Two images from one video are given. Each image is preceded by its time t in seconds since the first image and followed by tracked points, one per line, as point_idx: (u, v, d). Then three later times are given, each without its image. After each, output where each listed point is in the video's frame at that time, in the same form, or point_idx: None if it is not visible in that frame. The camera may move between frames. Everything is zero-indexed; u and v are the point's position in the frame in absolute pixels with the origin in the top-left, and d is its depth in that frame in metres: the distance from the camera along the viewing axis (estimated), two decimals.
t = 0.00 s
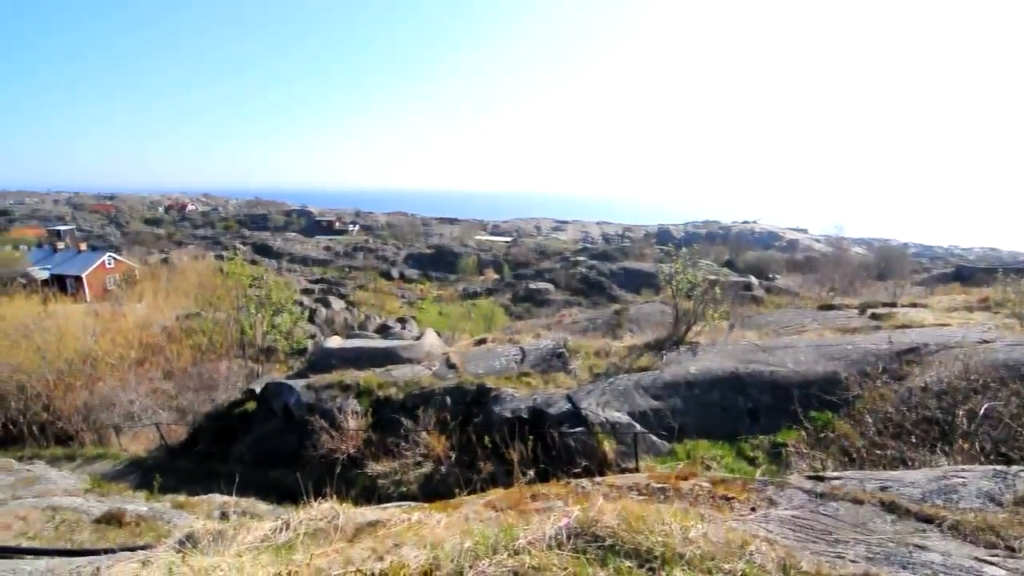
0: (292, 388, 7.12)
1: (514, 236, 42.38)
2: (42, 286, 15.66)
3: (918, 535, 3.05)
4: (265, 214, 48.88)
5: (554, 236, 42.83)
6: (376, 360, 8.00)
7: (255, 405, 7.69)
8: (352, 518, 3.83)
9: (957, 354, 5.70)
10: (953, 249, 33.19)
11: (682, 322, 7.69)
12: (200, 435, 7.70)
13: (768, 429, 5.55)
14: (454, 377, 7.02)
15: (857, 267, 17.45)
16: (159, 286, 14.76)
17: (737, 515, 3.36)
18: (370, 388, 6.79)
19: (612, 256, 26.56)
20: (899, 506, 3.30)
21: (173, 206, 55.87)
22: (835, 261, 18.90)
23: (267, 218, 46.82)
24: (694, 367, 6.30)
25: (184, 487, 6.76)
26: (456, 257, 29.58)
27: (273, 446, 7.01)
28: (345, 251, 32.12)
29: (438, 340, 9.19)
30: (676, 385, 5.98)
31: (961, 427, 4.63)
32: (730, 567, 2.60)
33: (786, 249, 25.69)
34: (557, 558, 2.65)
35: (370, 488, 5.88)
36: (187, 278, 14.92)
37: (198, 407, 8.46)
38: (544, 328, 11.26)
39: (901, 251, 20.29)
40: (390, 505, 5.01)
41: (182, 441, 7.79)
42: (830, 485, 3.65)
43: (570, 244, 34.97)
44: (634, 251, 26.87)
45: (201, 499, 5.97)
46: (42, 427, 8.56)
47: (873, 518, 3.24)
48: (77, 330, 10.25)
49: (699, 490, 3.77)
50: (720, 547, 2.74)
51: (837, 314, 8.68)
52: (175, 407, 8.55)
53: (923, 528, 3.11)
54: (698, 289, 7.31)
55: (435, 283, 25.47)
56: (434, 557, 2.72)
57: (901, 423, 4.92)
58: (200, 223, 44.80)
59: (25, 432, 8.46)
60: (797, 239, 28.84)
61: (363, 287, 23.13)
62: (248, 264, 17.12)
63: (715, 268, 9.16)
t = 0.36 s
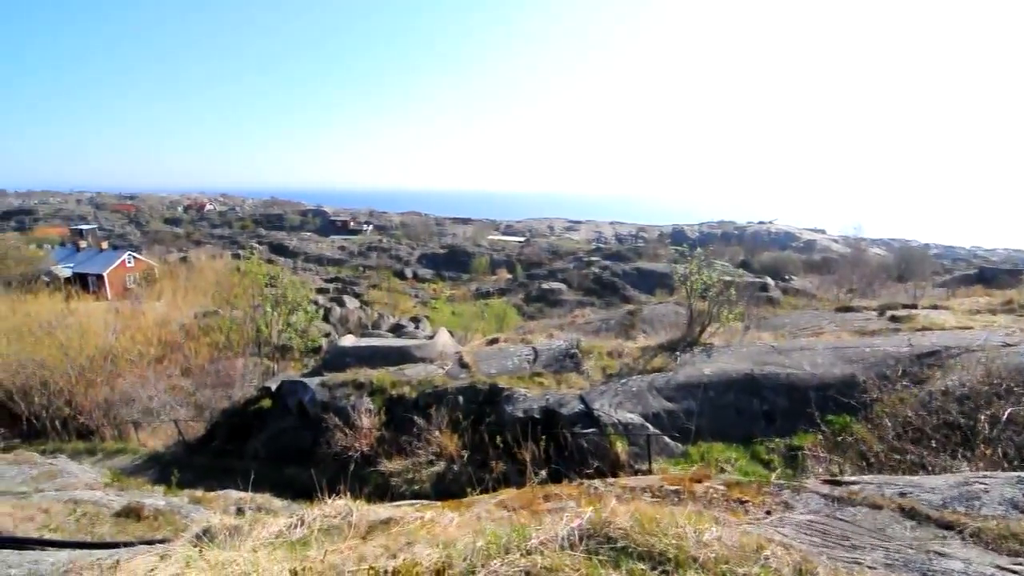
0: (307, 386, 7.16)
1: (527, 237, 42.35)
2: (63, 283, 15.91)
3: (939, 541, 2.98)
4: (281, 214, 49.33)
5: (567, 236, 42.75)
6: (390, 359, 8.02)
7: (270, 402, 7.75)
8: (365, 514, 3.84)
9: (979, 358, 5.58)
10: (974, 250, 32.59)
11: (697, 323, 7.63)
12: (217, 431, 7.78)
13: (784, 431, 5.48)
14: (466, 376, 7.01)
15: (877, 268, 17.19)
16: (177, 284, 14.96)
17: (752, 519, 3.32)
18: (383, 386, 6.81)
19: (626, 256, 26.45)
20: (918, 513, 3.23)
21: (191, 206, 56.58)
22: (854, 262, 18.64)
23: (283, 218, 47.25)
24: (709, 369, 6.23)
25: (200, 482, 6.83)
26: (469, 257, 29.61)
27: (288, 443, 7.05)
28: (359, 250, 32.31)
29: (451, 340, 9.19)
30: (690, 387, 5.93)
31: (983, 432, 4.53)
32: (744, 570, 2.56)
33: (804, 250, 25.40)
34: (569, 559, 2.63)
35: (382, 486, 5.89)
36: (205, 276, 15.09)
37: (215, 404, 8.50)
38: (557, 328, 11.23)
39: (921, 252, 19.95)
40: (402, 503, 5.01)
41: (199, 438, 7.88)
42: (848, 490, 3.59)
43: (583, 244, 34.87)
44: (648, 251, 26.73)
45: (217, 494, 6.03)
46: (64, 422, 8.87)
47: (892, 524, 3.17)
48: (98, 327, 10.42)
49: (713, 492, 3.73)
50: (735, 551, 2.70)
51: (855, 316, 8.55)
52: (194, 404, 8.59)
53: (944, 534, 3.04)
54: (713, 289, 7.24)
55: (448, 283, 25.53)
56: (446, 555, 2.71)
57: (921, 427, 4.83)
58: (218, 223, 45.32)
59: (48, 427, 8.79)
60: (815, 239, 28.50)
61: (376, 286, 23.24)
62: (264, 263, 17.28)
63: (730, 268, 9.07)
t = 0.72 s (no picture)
0: (321, 384, 7.20)
1: (540, 237, 42.30)
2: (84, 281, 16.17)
3: (959, 549, 2.92)
4: (296, 214, 49.73)
5: (581, 236, 42.64)
6: (403, 358, 8.05)
7: (285, 400, 7.80)
8: (378, 512, 3.85)
9: (1001, 362, 5.47)
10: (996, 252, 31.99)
11: (711, 324, 7.56)
12: (233, 427, 7.86)
13: (800, 435, 5.41)
14: (479, 376, 7.01)
15: (896, 270, 16.94)
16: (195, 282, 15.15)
17: (766, 523, 3.27)
18: (396, 385, 6.83)
19: (639, 257, 26.31)
20: (938, 519, 3.17)
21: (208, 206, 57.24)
22: (873, 263, 18.39)
23: (298, 218, 47.63)
24: (724, 370, 6.17)
25: (217, 477, 6.90)
26: (481, 257, 29.63)
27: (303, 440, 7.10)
28: (373, 250, 32.48)
29: (463, 339, 9.20)
30: (704, 388, 5.88)
31: (1006, 438, 4.43)
32: None
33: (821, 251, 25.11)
34: (582, 560, 2.61)
35: (395, 484, 5.91)
36: (222, 275, 15.25)
37: (232, 400, 8.74)
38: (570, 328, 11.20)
39: (942, 253, 19.62)
40: (415, 501, 5.02)
41: (215, 433, 8.02)
42: (865, 495, 3.54)
43: (597, 244, 34.76)
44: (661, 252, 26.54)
45: (233, 490, 6.08)
46: (85, 417, 8.89)
47: (911, 531, 3.11)
48: (118, 324, 10.57)
49: (727, 495, 3.68)
50: (749, 555, 2.66)
51: (873, 319, 8.42)
52: (210, 400, 8.80)
53: (964, 542, 2.98)
54: (728, 291, 7.17)
55: (461, 283, 25.57)
56: (458, 554, 2.71)
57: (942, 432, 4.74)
58: (235, 222, 45.89)
59: (69, 422, 8.81)
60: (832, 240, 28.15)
61: (390, 285, 23.34)
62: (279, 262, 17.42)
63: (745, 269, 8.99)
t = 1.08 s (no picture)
0: (335, 382, 7.24)
1: (553, 237, 42.23)
2: (105, 279, 16.45)
3: (982, 557, 2.85)
4: (311, 214, 50.14)
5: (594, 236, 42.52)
6: (416, 357, 8.07)
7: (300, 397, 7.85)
8: (392, 510, 3.85)
9: None
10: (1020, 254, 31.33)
11: (726, 325, 7.49)
12: (250, 424, 7.92)
13: (817, 439, 5.34)
14: (492, 376, 7.00)
15: (917, 272, 16.67)
16: (212, 281, 15.35)
17: (782, 527, 3.22)
18: (409, 384, 6.85)
19: (653, 257, 26.17)
20: (959, 526, 3.10)
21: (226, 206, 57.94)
22: (893, 264, 18.12)
23: (314, 218, 48.03)
24: (739, 372, 6.10)
25: (234, 473, 6.96)
26: (495, 257, 29.66)
27: (318, 437, 7.13)
28: (387, 250, 32.64)
29: (477, 339, 9.20)
30: (719, 390, 5.82)
31: None
32: None
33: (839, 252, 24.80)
34: (594, 561, 2.59)
35: (408, 482, 5.92)
36: (239, 274, 15.42)
37: (248, 397, 8.83)
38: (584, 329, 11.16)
39: (964, 254, 19.26)
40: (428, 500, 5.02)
41: (232, 430, 8.11)
42: (884, 500, 3.47)
43: (610, 244, 34.64)
44: (675, 252, 26.37)
45: (249, 485, 6.13)
46: (106, 412, 9.05)
47: (931, 538, 3.05)
48: (138, 321, 10.73)
49: (743, 499, 3.64)
50: (765, 559, 2.62)
51: (893, 321, 8.29)
52: (227, 397, 8.89)
53: (987, 550, 2.91)
54: (744, 292, 7.10)
55: (474, 283, 25.61)
56: (470, 554, 2.70)
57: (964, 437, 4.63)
58: (252, 221, 46.36)
59: (91, 416, 8.96)
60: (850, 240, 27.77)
61: (404, 285, 23.45)
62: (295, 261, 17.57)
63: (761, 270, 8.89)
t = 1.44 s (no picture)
0: (351, 380, 7.28)
1: (568, 237, 42.14)
2: (128, 278, 16.74)
3: (1007, 567, 2.77)
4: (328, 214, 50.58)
5: (610, 237, 42.35)
6: (431, 356, 8.08)
7: (317, 395, 7.90)
8: (406, 508, 3.85)
9: None
10: None
11: (744, 327, 7.40)
12: (267, 420, 8.00)
13: (837, 443, 5.25)
14: (506, 375, 6.98)
15: (941, 274, 16.35)
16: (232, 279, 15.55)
17: (800, 532, 3.17)
18: (424, 383, 6.86)
19: (669, 257, 25.99)
20: (983, 535, 3.02)
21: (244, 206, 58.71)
22: (916, 266, 17.79)
23: (330, 218, 48.46)
24: (756, 375, 6.02)
25: (251, 468, 7.02)
26: (510, 257, 29.67)
27: (334, 435, 7.17)
28: (402, 249, 32.80)
29: (491, 339, 9.19)
30: (736, 393, 5.75)
31: None
32: None
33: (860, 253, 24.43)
34: (609, 563, 2.56)
35: (422, 481, 5.92)
36: (258, 272, 15.58)
37: (265, 394, 8.93)
38: (598, 329, 11.10)
39: (990, 255, 18.84)
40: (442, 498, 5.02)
41: (250, 426, 8.19)
42: (906, 507, 3.39)
43: (625, 245, 34.46)
44: (692, 253, 26.17)
45: (266, 481, 6.18)
46: (128, 407, 9.25)
47: (954, 546, 2.97)
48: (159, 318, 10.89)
49: (760, 503, 3.58)
50: (784, 564, 2.57)
51: (915, 324, 8.13)
52: (245, 394, 8.99)
53: (1014, 560, 2.82)
54: (762, 293, 7.00)
55: (489, 283, 25.63)
56: (484, 553, 2.69)
57: (989, 443, 4.51)
58: (270, 221, 46.92)
59: (113, 412, 9.15)
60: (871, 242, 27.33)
61: (419, 284, 23.55)
62: (311, 260, 17.72)
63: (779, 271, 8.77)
